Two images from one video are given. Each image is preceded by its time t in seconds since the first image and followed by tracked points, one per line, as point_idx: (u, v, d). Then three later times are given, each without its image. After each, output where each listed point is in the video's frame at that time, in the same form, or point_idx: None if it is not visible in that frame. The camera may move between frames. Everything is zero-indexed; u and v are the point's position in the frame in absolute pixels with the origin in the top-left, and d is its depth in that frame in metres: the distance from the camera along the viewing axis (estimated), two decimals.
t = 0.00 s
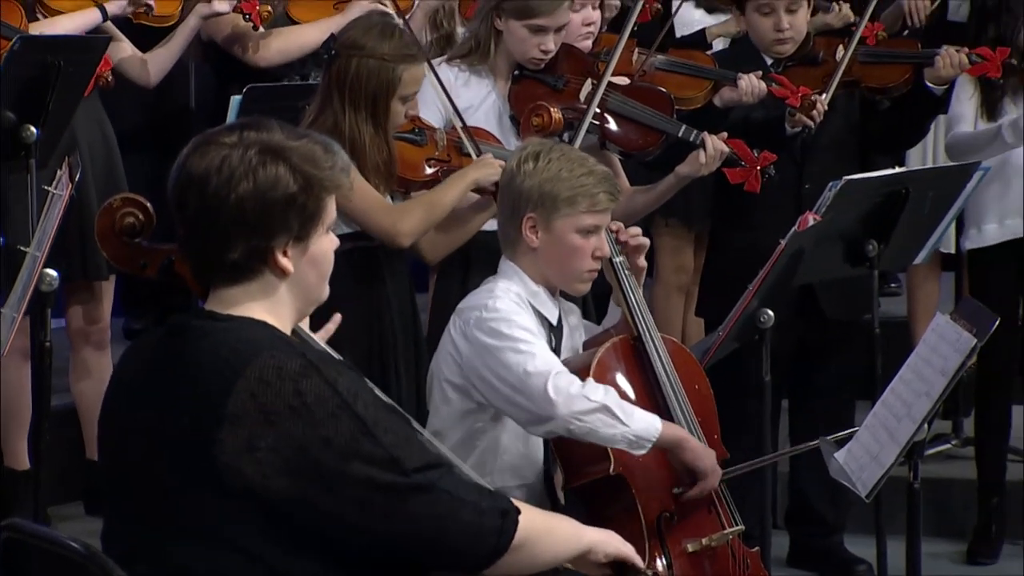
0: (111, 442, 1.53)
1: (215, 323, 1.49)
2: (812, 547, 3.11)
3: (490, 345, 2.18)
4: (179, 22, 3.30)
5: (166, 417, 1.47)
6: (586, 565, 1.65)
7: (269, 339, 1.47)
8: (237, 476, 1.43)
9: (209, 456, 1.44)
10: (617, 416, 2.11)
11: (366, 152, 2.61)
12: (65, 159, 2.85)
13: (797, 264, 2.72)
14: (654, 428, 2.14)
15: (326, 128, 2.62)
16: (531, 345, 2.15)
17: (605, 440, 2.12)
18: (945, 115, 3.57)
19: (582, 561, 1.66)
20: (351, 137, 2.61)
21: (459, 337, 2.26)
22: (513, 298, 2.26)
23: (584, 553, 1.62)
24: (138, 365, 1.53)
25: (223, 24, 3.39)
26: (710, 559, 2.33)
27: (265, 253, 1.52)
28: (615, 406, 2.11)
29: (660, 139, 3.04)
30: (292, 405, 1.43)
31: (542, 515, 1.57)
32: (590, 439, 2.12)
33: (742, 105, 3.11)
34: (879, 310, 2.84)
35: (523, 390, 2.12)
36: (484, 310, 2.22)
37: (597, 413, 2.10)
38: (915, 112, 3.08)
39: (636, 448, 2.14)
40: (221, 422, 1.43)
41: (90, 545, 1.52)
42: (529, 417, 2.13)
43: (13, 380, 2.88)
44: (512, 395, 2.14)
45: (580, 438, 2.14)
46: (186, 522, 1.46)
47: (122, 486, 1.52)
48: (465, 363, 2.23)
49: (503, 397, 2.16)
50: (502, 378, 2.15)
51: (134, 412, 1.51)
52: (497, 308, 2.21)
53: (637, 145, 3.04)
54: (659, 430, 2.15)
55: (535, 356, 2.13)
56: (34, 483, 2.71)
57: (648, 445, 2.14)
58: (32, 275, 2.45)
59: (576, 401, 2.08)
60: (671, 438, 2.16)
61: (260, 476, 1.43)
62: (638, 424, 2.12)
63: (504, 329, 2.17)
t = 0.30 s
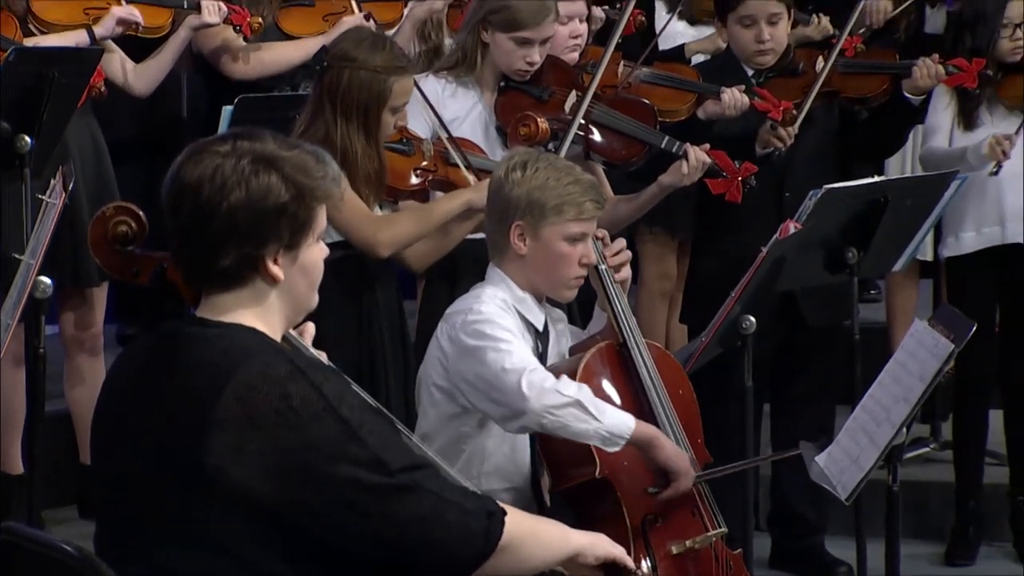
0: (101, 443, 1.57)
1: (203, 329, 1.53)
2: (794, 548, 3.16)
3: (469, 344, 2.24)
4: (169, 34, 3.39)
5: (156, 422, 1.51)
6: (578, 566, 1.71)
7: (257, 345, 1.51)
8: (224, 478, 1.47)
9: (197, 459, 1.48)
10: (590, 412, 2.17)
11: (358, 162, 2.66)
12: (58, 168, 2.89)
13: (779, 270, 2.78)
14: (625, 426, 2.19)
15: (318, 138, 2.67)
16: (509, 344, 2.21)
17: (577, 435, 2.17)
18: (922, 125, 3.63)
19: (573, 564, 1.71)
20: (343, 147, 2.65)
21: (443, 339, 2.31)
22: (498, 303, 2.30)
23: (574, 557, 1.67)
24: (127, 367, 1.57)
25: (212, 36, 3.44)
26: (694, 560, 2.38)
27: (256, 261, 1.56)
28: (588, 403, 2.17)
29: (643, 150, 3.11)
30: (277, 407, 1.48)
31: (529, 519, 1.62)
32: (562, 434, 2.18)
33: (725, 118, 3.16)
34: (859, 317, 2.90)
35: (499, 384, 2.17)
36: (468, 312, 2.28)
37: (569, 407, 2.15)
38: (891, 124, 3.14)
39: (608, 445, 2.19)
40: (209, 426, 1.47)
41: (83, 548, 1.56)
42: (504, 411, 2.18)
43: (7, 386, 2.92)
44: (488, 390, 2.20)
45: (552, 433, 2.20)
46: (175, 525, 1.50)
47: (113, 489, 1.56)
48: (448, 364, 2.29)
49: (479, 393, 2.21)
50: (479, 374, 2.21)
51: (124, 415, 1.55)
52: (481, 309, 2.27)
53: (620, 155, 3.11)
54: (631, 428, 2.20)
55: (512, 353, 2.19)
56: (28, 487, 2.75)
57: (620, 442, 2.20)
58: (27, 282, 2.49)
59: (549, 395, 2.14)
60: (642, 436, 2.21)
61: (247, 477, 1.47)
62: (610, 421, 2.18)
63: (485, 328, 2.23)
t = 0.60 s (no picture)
0: (95, 451, 1.60)
1: (190, 338, 1.55)
2: (772, 551, 3.21)
3: (451, 352, 2.29)
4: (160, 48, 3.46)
5: (145, 431, 1.54)
6: None
7: (244, 354, 1.53)
8: (210, 486, 1.49)
9: (185, 467, 1.50)
10: (566, 419, 2.21)
11: (344, 174, 2.72)
12: (51, 180, 2.95)
13: (757, 280, 2.84)
14: (601, 431, 2.23)
15: (305, 150, 2.73)
16: (489, 352, 2.25)
17: (553, 441, 2.21)
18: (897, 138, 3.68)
19: None
20: (329, 159, 2.72)
21: (426, 348, 2.36)
22: (480, 311, 2.36)
23: (560, 569, 1.63)
24: (117, 376, 1.60)
25: (204, 51, 3.48)
26: (674, 563, 2.43)
27: (246, 273, 1.61)
28: (564, 409, 2.20)
29: (624, 161, 3.18)
30: (262, 415, 1.49)
31: (518, 532, 1.60)
32: (539, 440, 2.21)
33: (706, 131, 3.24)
34: (836, 326, 2.94)
35: (478, 392, 2.22)
36: (451, 321, 2.33)
37: (546, 414, 2.19)
38: (865, 136, 3.25)
39: (584, 450, 2.23)
40: (196, 434, 1.49)
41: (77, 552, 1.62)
42: (483, 418, 2.22)
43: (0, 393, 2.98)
44: (469, 398, 2.24)
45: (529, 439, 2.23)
46: (163, 533, 1.52)
47: (104, 497, 1.58)
48: (431, 372, 2.34)
49: (461, 401, 2.26)
50: (459, 382, 2.26)
51: (117, 423, 1.58)
52: (463, 319, 2.32)
53: (603, 166, 3.19)
54: (607, 435, 2.24)
55: (492, 361, 2.24)
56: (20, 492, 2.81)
57: (596, 449, 2.24)
58: (19, 290, 2.55)
59: (526, 402, 2.18)
60: (618, 443, 2.25)
61: (232, 485, 1.49)
62: (586, 427, 2.22)
63: (466, 337, 2.28)
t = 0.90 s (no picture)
0: (87, 456, 1.66)
1: (184, 343, 1.62)
2: (754, 553, 3.28)
3: (432, 351, 2.34)
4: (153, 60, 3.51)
5: (138, 434, 1.59)
6: None
7: (235, 360, 1.59)
8: (204, 486, 1.55)
9: (179, 469, 1.55)
10: (540, 417, 2.25)
11: (332, 185, 2.77)
12: (47, 191, 3.01)
13: (737, 288, 2.90)
14: (575, 434, 2.28)
15: (295, 161, 2.79)
16: (470, 352, 2.30)
17: (526, 438, 2.25)
18: (870, 151, 3.76)
19: None
20: (319, 170, 2.77)
21: (413, 350, 2.41)
22: (467, 316, 2.39)
23: (552, 565, 1.69)
24: (110, 385, 1.65)
25: (198, 65, 3.52)
26: (656, 565, 2.50)
27: (237, 285, 1.66)
28: (538, 408, 2.24)
29: (608, 172, 3.25)
30: (254, 417, 1.55)
31: (505, 525, 1.66)
32: (512, 437, 2.25)
33: (686, 144, 3.28)
34: (814, 332, 3.03)
35: (455, 387, 2.26)
36: (437, 324, 2.38)
37: (521, 411, 2.23)
38: (843, 146, 3.39)
39: (556, 451, 2.27)
40: (188, 437, 1.55)
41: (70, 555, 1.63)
42: (459, 413, 2.26)
43: None
44: (447, 394, 2.28)
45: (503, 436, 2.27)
46: (158, 533, 1.57)
47: (100, 499, 1.64)
48: (417, 374, 2.39)
49: (438, 397, 2.30)
50: (438, 379, 2.30)
51: (110, 429, 1.63)
52: (448, 321, 2.37)
53: (587, 176, 3.26)
54: (581, 437, 2.29)
55: (471, 360, 2.28)
56: (17, 496, 2.87)
57: (568, 450, 2.28)
58: (15, 299, 2.62)
59: (501, 397, 2.22)
60: (591, 447, 2.30)
61: (225, 485, 1.55)
62: (559, 427, 2.26)
63: (449, 337, 2.33)
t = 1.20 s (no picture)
0: (84, 457, 1.69)
1: (182, 349, 1.66)
2: (736, 553, 3.35)
3: (442, 368, 2.36)
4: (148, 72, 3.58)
5: (135, 439, 1.63)
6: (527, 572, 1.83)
7: (232, 367, 1.63)
8: (203, 492, 1.59)
9: (178, 474, 1.60)
10: (563, 433, 2.30)
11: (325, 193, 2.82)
12: (45, 198, 3.07)
13: (721, 292, 2.97)
14: (596, 444, 2.34)
15: (289, 169, 2.86)
16: (482, 369, 2.34)
17: (552, 455, 2.30)
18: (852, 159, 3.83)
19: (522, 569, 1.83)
20: (311, 178, 2.83)
21: (412, 360, 2.44)
22: (463, 326, 2.44)
23: (523, 563, 1.78)
24: (108, 388, 1.69)
25: (189, 75, 3.58)
26: (642, 565, 2.53)
27: (231, 292, 1.72)
28: (561, 424, 2.30)
29: (595, 180, 3.34)
30: (255, 426, 1.60)
31: (483, 529, 1.74)
32: (538, 454, 2.31)
33: (670, 152, 3.36)
34: (797, 337, 3.10)
35: (476, 408, 2.30)
36: (438, 336, 2.41)
37: (545, 430, 2.28)
38: (827, 155, 3.43)
39: (579, 462, 2.33)
40: (188, 442, 1.59)
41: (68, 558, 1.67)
42: (481, 433, 2.30)
43: None
44: (464, 413, 2.32)
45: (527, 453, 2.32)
46: (155, 537, 1.62)
47: (98, 503, 1.68)
48: (415, 383, 2.43)
49: (454, 415, 2.33)
50: (453, 398, 2.33)
51: (107, 434, 1.67)
52: (450, 334, 2.40)
53: (575, 185, 3.35)
54: (600, 447, 2.35)
55: (486, 378, 2.32)
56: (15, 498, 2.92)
57: (590, 460, 2.34)
58: (14, 305, 2.67)
59: (527, 419, 2.27)
60: (611, 453, 2.37)
61: (224, 491, 1.59)
62: (582, 441, 2.31)
63: (456, 353, 2.36)
